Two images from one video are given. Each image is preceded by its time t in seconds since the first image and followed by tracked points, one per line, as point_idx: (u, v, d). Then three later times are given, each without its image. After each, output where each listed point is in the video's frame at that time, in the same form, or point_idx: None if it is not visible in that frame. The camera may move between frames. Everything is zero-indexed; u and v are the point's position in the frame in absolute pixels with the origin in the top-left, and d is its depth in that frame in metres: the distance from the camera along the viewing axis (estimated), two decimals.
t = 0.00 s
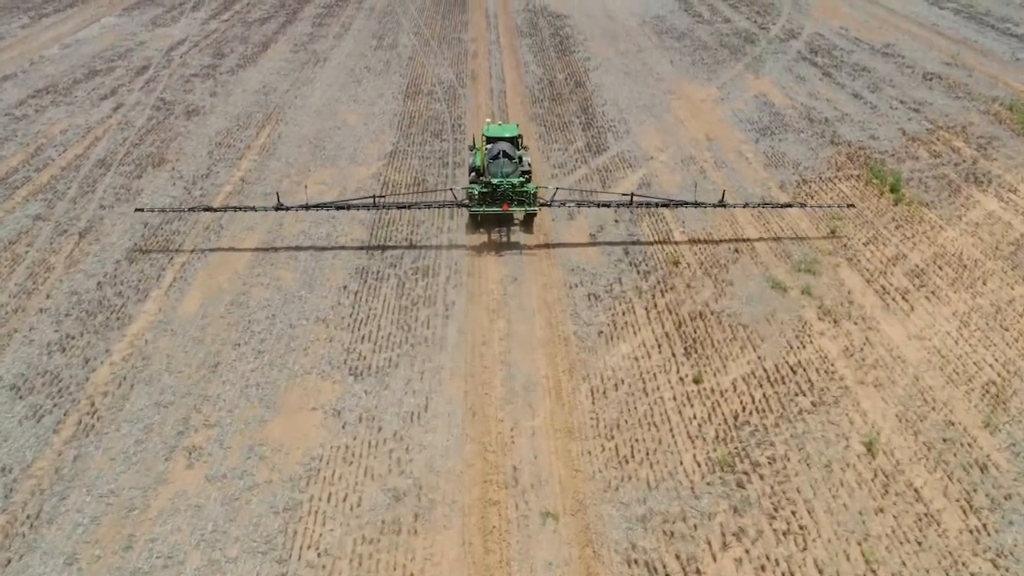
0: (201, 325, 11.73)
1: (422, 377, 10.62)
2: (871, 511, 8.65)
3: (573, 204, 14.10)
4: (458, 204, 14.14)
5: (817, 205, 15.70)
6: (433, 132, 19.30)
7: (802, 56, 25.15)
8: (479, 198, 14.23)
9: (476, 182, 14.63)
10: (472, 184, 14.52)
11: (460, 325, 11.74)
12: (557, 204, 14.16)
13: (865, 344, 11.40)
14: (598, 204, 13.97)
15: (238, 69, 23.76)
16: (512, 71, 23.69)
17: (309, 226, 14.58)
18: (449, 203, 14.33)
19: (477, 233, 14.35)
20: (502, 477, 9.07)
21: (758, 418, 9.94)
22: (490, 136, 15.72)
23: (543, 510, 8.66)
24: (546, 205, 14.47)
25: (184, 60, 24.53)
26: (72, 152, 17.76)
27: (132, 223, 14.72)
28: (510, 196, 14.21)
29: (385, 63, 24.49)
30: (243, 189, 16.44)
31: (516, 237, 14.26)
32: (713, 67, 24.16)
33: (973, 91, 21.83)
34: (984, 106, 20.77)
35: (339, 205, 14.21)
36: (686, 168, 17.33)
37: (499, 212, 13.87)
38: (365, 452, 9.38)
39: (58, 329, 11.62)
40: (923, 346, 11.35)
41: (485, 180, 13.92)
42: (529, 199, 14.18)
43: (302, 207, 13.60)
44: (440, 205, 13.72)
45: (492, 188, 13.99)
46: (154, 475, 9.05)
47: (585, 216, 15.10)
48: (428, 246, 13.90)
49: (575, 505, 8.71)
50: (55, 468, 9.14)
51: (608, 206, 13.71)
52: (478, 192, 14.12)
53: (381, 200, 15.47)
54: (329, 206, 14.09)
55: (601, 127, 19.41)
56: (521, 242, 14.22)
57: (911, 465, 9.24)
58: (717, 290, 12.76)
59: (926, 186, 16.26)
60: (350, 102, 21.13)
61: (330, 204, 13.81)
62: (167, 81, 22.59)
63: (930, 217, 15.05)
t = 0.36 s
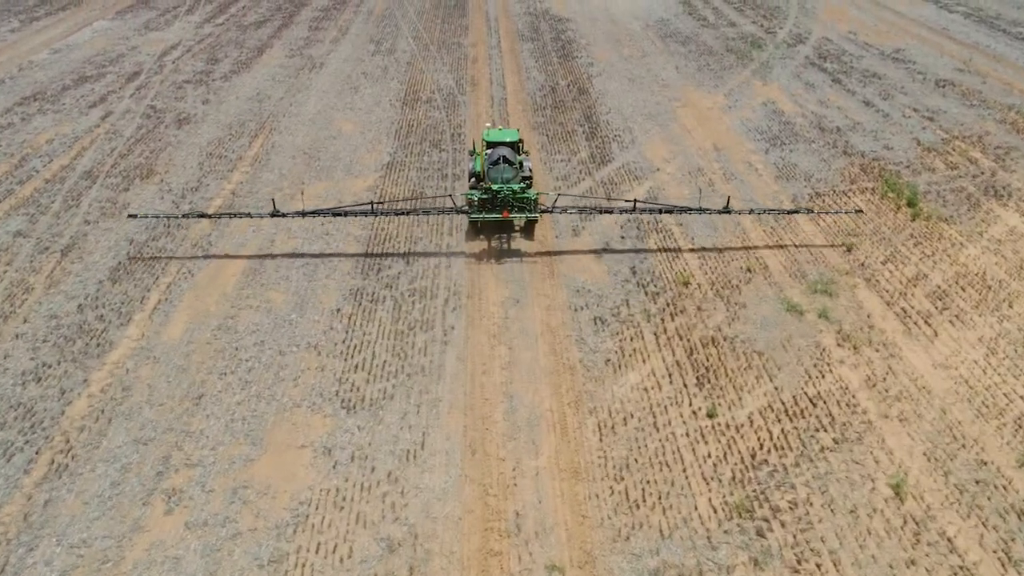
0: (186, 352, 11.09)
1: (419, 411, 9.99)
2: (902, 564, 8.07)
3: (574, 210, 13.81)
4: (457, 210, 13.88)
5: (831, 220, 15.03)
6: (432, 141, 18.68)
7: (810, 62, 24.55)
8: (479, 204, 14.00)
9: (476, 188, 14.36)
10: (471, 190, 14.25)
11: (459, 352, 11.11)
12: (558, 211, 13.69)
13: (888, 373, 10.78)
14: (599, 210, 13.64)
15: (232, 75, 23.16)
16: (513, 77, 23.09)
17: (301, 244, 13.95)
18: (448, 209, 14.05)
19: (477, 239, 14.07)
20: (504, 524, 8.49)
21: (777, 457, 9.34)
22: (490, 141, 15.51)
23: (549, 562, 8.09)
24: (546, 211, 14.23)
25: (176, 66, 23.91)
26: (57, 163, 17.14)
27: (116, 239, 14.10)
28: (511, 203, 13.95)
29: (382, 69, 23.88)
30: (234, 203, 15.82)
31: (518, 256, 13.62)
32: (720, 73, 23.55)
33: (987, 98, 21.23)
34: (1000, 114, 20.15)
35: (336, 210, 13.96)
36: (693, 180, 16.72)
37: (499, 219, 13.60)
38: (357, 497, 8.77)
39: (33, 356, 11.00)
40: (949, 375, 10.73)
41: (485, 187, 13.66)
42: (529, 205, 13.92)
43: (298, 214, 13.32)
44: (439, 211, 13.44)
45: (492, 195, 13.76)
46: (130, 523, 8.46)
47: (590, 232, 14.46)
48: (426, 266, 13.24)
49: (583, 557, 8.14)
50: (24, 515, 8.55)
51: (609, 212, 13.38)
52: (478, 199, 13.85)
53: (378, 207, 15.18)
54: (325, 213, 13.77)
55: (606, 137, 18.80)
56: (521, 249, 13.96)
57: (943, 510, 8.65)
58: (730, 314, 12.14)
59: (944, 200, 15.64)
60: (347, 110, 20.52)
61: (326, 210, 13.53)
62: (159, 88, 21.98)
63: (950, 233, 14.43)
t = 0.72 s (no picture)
0: (168, 382, 10.47)
1: (414, 449, 9.38)
2: None
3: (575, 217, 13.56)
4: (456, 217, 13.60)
5: (847, 236, 14.38)
6: (430, 151, 18.09)
7: (819, 68, 23.95)
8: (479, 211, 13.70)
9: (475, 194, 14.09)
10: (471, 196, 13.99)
11: (457, 382, 10.49)
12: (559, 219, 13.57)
13: (913, 405, 10.16)
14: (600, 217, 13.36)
15: (225, 82, 22.53)
16: (515, 84, 22.49)
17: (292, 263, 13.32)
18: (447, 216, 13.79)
19: (476, 247, 13.82)
20: None
21: (798, 502, 8.76)
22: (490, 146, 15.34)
23: None
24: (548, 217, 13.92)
25: (168, 72, 23.28)
26: (41, 175, 16.53)
27: (99, 257, 13.46)
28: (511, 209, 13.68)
29: (380, 75, 23.27)
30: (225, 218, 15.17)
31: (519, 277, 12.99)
32: (726, 79, 22.95)
33: (1003, 107, 20.62)
34: (1017, 123, 19.53)
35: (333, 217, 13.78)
36: (701, 194, 16.12)
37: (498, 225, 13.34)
38: (347, 549, 8.19)
39: (6, 388, 10.38)
40: (979, 408, 10.11)
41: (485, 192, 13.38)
42: (530, 212, 13.65)
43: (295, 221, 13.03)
44: (438, 218, 13.17)
45: (492, 201, 13.47)
46: None
47: (595, 251, 13.83)
48: (423, 287, 12.61)
49: None
50: None
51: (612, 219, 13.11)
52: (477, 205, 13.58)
53: (376, 213, 14.89)
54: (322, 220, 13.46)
55: (610, 147, 18.20)
56: (521, 256, 13.72)
57: (978, 563, 8.10)
58: (743, 339, 11.51)
59: (963, 215, 15.03)
60: (343, 118, 19.92)
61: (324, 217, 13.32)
62: (149, 95, 21.36)
63: (971, 250, 13.82)
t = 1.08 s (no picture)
0: (148, 416, 9.86)
1: (409, 493, 8.79)
2: None
3: (577, 224, 13.24)
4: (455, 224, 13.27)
5: (863, 254, 13.74)
6: (428, 163, 17.49)
7: (828, 74, 23.34)
8: (479, 218, 13.37)
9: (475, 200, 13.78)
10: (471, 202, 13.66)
11: (455, 416, 9.88)
12: (560, 225, 13.27)
13: (941, 442, 9.54)
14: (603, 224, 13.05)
15: (218, 88, 21.92)
16: (515, 90, 21.89)
17: (282, 283, 12.69)
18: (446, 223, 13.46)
19: (476, 255, 13.50)
20: None
21: (821, 553, 8.18)
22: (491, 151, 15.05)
23: None
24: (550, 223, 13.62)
25: (159, 78, 22.68)
26: (23, 188, 15.93)
27: (80, 276, 12.85)
28: (511, 217, 13.35)
29: (377, 81, 22.65)
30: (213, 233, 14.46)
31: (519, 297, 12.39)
32: (733, 85, 22.34)
33: (1019, 115, 20.01)
34: None
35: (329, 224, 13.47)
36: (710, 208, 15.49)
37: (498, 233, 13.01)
38: None
39: None
40: (1011, 445, 9.50)
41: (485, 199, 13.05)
42: (531, 220, 13.31)
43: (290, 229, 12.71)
44: (436, 225, 12.84)
45: (492, 208, 13.14)
46: None
47: (600, 270, 13.19)
48: (420, 310, 11.99)
49: None
50: None
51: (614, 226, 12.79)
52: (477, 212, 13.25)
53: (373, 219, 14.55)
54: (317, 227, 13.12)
55: (614, 158, 17.60)
56: (522, 263, 13.40)
57: None
58: (758, 367, 10.88)
59: (983, 231, 14.41)
60: (338, 126, 19.31)
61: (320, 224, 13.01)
62: (139, 102, 20.75)
63: (994, 270, 13.19)
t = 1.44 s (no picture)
0: (124, 455, 9.25)
1: (401, 544, 8.23)
2: None
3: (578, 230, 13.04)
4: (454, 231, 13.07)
5: (881, 273, 13.10)
6: (426, 175, 16.90)
7: (837, 81, 22.73)
8: (478, 225, 13.16)
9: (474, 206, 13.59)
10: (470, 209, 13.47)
11: (452, 455, 9.29)
12: (561, 232, 13.08)
13: (972, 484, 8.95)
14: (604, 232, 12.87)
15: (210, 95, 21.31)
16: (516, 98, 21.29)
17: (271, 307, 12.08)
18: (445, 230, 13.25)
19: (475, 262, 13.26)
20: None
21: None
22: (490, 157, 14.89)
23: None
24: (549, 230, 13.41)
25: (150, 84, 22.07)
26: (4, 203, 15.35)
27: (58, 298, 12.25)
28: (511, 224, 13.15)
29: (374, 88, 22.04)
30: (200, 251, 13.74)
31: (520, 322, 11.76)
32: (740, 92, 21.73)
33: None
34: None
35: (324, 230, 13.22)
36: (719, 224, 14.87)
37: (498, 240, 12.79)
38: None
39: None
40: None
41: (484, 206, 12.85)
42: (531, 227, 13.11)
43: (286, 236, 12.50)
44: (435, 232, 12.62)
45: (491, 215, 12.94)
46: None
47: (605, 291, 12.57)
48: (415, 336, 11.39)
49: None
50: None
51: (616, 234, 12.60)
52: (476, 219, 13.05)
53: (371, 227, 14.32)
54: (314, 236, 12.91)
55: (618, 170, 17.01)
56: (522, 272, 13.13)
57: None
58: (773, 399, 10.26)
59: (1004, 249, 13.80)
60: (333, 135, 18.71)
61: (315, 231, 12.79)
62: (128, 110, 20.14)
63: (1018, 291, 12.57)
